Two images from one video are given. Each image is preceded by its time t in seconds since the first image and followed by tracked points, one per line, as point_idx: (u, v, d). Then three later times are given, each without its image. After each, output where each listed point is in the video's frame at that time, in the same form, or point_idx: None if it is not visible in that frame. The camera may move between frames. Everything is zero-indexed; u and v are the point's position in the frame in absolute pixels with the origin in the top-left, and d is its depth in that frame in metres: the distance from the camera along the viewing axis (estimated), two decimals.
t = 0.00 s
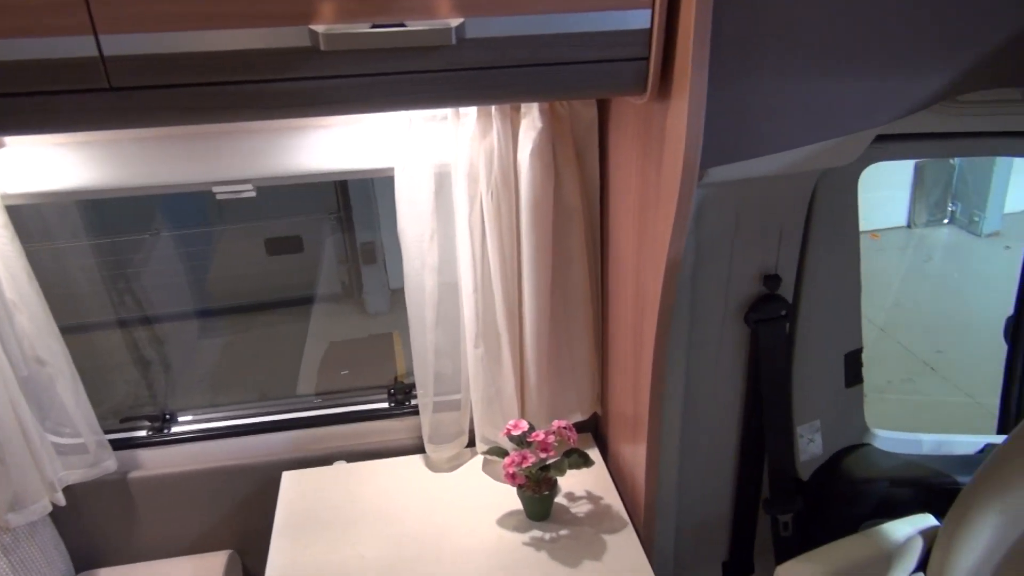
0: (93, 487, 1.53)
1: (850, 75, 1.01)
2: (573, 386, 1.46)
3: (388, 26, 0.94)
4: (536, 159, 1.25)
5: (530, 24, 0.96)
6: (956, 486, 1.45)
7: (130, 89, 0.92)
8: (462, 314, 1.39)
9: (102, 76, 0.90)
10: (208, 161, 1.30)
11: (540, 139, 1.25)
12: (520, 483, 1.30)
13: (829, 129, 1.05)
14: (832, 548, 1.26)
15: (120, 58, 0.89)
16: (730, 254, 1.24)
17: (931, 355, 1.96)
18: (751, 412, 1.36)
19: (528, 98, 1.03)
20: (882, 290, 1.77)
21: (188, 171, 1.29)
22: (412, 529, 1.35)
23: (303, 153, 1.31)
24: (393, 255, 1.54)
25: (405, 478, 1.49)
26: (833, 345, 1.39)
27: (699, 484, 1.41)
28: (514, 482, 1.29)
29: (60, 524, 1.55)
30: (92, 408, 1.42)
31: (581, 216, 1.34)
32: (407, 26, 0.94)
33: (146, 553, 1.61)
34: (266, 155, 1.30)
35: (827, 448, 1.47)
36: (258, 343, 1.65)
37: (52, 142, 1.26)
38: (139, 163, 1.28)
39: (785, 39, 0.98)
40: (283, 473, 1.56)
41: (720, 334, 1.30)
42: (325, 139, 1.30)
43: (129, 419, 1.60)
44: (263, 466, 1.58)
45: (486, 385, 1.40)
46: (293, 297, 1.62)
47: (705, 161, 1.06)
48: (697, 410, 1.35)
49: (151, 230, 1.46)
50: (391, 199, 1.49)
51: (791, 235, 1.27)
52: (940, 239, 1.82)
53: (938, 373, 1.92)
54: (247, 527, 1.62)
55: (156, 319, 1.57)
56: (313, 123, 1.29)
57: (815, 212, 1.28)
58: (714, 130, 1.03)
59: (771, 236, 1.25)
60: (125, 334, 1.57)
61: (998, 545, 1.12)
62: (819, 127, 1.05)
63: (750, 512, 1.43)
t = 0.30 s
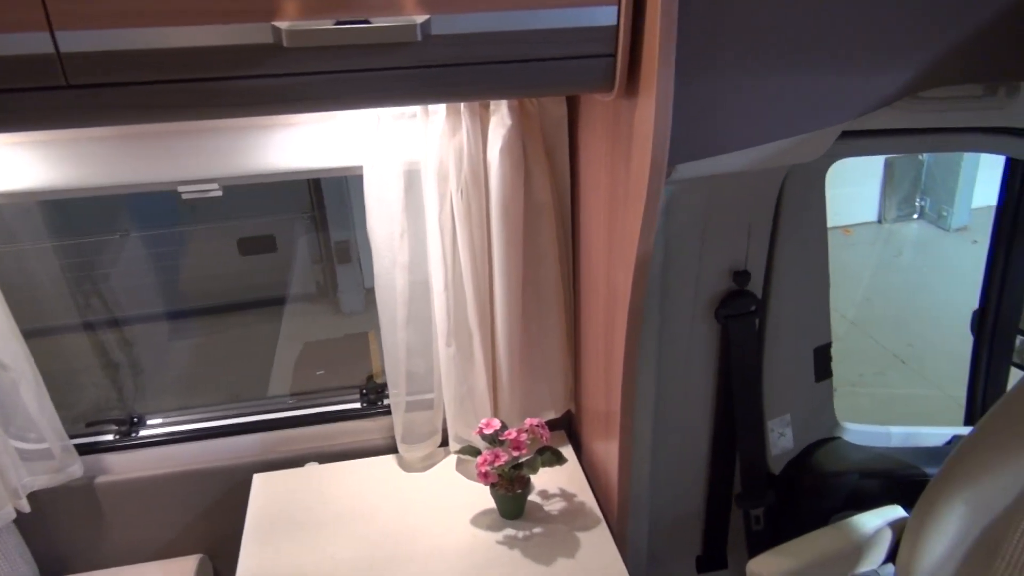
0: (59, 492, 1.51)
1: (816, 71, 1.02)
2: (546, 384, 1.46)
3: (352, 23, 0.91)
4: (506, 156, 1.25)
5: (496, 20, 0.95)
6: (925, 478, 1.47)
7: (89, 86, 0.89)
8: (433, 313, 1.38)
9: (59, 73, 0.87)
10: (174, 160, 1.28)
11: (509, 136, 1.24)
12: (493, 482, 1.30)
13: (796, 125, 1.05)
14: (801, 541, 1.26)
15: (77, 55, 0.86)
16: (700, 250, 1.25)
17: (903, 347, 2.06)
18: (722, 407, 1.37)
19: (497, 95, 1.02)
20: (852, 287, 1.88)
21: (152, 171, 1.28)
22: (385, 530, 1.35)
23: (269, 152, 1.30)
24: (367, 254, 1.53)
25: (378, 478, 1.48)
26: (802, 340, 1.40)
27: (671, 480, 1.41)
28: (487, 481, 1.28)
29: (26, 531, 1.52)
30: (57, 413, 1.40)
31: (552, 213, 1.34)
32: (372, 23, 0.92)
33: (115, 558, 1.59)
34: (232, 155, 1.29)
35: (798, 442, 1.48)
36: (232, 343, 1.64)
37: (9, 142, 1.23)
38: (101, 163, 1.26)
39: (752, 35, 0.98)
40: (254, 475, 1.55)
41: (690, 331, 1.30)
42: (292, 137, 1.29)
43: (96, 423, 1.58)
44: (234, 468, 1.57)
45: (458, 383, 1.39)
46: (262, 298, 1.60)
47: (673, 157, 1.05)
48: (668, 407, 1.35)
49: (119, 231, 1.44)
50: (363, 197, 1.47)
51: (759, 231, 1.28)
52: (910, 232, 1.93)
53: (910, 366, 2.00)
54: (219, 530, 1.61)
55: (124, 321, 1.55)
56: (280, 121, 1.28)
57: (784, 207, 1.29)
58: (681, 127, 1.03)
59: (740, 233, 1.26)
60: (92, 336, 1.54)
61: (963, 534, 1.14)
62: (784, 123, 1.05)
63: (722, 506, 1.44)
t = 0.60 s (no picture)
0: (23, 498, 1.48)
1: (781, 67, 1.02)
2: (518, 382, 1.46)
3: (315, 19, 0.89)
4: (475, 153, 1.24)
5: (461, 17, 0.93)
6: (892, 469, 1.49)
7: (45, 83, 0.84)
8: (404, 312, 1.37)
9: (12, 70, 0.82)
10: (136, 159, 1.25)
11: (477, 133, 1.23)
12: (465, 480, 1.29)
13: (761, 121, 1.06)
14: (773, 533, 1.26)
15: (30, 52, 0.82)
16: (669, 247, 1.25)
17: (874, 340, 2.12)
18: (692, 402, 1.38)
19: (466, 93, 1.00)
20: (820, 278, 1.96)
21: (113, 170, 1.25)
22: (356, 531, 1.34)
23: (235, 150, 1.28)
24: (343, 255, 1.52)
25: (349, 479, 1.47)
26: (772, 335, 1.41)
27: (643, 475, 1.42)
28: (459, 479, 1.28)
29: None
30: (19, 419, 1.37)
31: (521, 211, 1.34)
32: (334, 19, 0.89)
33: (82, 563, 1.57)
34: (196, 153, 1.26)
35: (768, 436, 1.50)
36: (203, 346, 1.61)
37: None
38: (60, 163, 1.23)
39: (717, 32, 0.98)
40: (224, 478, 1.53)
41: (660, 327, 1.31)
42: (257, 135, 1.27)
43: (60, 428, 1.54)
44: (204, 470, 1.55)
45: (430, 383, 1.39)
46: (230, 299, 1.57)
47: (640, 153, 1.05)
48: (640, 403, 1.36)
49: (85, 232, 1.41)
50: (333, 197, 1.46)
51: (728, 226, 1.28)
52: (879, 227, 2.03)
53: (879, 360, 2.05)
54: (189, 532, 1.59)
55: (90, 324, 1.52)
56: (245, 119, 1.26)
57: (752, 202, 1.30)
58: (646, 125, 1.02)
59: (708, 229, 1.27)
60: (56, 340, 1.51)
61: (930, 525, 1.15)
62: (749, 120, 1.05)
63: (693, 500, 1.45)
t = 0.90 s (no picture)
0: None
1: (749, 63, 1.03)
2: (493, 380, 1.45)
3: (279, 14, 0.87)
4: (446, 150, 1.23)
5: (428, 12, 0.91)
6: (863, 460, 1.51)
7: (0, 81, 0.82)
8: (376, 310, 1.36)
9: None
10: (101, 159, 1.23)
11: (448, 130, 1.22)
12: (439, 480, 1.29)
13: (730, 117, 1.06)
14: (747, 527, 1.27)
15: None
16: (641, 243, 1.25)
17: (846, 334, 2.13)
18: (666, 397, 1.39)
19: (436, 89, 0.99)
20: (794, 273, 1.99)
21: (78, 170, 1.23)
22: (330, 532, 1.32)
23: (203, 149, 1.26)
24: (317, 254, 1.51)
25: (323, 479, 1.46)
26: (744, 329, 1.42)
27: (618, 471, 1.42)
28: (433, 479, 1.27)
29: None
30: None
31: (494, 208, 1.33)
32: (299, 14, 0.87)
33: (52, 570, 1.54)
34: (163, 152, 1.25)
35: (742, 430, 1.51)
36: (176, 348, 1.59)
37: None
38: (23, 163, 1.20)
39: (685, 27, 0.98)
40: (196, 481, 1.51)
41: (634, 323, 1.31)
42: (226, 133, 1.26)
43: (26, 433, 1.52)
44: (175, 473, 1.53)
45: (404, 382, 1.38)
46: (201, 299, 1.55)
47: (610, 150, 1.05)
48: (614, 399, 1.36)
49: (52, 233, 1.39)
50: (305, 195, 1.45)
51: (700, 221, 1.28)
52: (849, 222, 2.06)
53: (852, 352, 2.08)
54: (161, 535, 1.57)
55: (57, 327, 1.49)
56: (212, 116, 1.24)
57: (723, 197, 1.31)
58: (616, 122, 1.02)
59: (679, 224, 1.27)
60: (21, 344, 1.48)
61: (903, 515, 1.16)
62: (718, 115, 1.05)
63: (668, 495, 1.46)
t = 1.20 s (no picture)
0: None
1: (724, 61, 1.03)
2: (472, 377, 1.45)
3: (252, 10, 0.85)
4: (422, 148, 1.22)
5: (403, 9, 0.91)
6: (837, 454, 1.53)
7: None
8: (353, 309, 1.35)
9: None
10: (72, 156, 1.21)
11: (425, 127, 1.22)
12: (417, 478, 1.28)
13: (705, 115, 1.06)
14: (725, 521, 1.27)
15: None
16: (617, 240, 1.26)
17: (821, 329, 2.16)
18: (644, 394, 1.39)
19: (413, 86, 0.98)
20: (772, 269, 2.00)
21: (48, 168, 1.21)
22: (307, 533, 1.31)
23: (177, 146, 1.25)
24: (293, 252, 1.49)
25: (301, 480, 1.45)
26: (721, 326, 1.43)
27: (596, 468, 1.43)
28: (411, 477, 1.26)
29: None
30: None
31: (470, 205, 1.33)
32: (273, 10, 0.86)
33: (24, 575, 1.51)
34: (136, 149, 1.23)
35: (719, 425, 1.52)
36: (148, 348, 1.57)
37: None
38: None
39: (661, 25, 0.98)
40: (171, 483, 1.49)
41: (611, 320, 1.32)
42: (199, 130, 1.24)
43: None
44: (150, 475, 1.51)
45: (382, 381, 1.37)
46: (176, 298, 1.53)
47: (588, 147, 1.04)
48: (592, 396, 1.36)
49: (22, 232, 1.36)
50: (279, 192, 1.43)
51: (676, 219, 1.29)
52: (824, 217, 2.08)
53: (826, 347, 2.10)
54: (136, 538, 1.55)
55: (27, 328, 1.46)
56: (185, 113, 1.23)
57: (699, 194, 1.32)
58: (593, 120, 1.02)
59: (656, 222, 1.28)
60: None
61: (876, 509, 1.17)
62: (694, 113, 1.06)
63: (646, 491, 1.47)
